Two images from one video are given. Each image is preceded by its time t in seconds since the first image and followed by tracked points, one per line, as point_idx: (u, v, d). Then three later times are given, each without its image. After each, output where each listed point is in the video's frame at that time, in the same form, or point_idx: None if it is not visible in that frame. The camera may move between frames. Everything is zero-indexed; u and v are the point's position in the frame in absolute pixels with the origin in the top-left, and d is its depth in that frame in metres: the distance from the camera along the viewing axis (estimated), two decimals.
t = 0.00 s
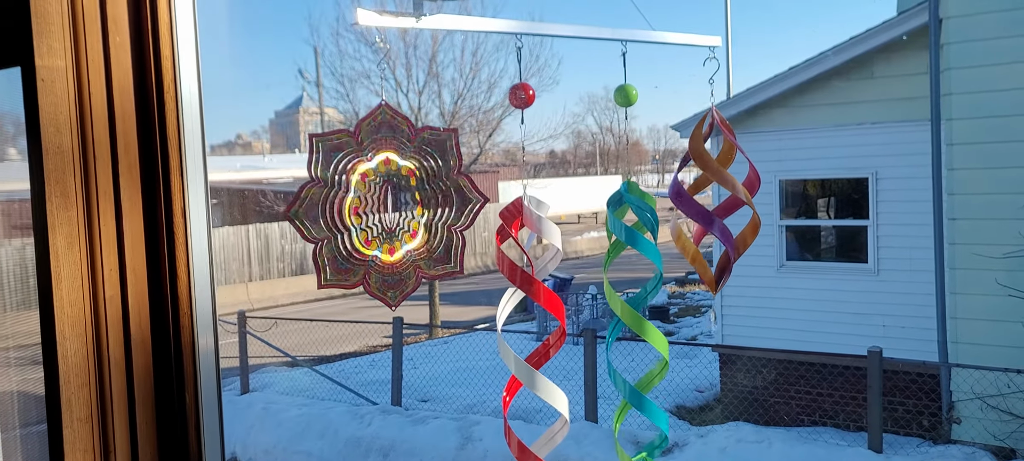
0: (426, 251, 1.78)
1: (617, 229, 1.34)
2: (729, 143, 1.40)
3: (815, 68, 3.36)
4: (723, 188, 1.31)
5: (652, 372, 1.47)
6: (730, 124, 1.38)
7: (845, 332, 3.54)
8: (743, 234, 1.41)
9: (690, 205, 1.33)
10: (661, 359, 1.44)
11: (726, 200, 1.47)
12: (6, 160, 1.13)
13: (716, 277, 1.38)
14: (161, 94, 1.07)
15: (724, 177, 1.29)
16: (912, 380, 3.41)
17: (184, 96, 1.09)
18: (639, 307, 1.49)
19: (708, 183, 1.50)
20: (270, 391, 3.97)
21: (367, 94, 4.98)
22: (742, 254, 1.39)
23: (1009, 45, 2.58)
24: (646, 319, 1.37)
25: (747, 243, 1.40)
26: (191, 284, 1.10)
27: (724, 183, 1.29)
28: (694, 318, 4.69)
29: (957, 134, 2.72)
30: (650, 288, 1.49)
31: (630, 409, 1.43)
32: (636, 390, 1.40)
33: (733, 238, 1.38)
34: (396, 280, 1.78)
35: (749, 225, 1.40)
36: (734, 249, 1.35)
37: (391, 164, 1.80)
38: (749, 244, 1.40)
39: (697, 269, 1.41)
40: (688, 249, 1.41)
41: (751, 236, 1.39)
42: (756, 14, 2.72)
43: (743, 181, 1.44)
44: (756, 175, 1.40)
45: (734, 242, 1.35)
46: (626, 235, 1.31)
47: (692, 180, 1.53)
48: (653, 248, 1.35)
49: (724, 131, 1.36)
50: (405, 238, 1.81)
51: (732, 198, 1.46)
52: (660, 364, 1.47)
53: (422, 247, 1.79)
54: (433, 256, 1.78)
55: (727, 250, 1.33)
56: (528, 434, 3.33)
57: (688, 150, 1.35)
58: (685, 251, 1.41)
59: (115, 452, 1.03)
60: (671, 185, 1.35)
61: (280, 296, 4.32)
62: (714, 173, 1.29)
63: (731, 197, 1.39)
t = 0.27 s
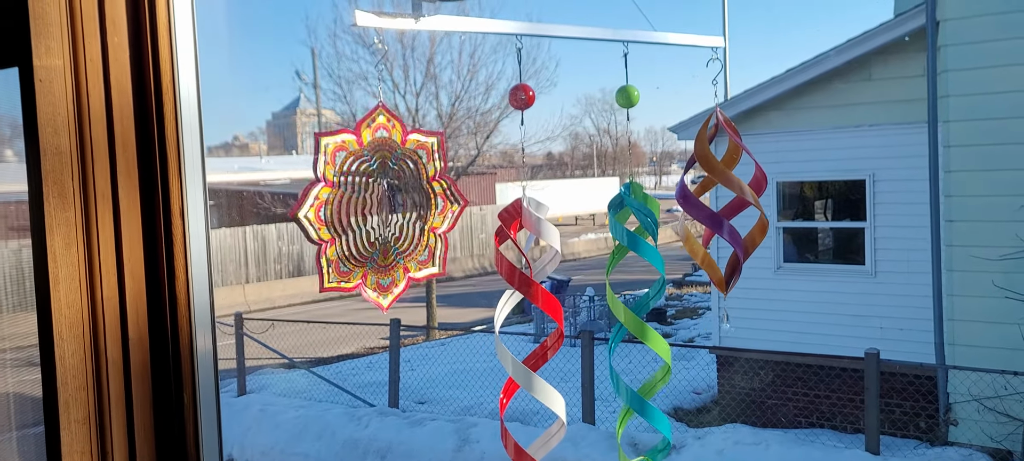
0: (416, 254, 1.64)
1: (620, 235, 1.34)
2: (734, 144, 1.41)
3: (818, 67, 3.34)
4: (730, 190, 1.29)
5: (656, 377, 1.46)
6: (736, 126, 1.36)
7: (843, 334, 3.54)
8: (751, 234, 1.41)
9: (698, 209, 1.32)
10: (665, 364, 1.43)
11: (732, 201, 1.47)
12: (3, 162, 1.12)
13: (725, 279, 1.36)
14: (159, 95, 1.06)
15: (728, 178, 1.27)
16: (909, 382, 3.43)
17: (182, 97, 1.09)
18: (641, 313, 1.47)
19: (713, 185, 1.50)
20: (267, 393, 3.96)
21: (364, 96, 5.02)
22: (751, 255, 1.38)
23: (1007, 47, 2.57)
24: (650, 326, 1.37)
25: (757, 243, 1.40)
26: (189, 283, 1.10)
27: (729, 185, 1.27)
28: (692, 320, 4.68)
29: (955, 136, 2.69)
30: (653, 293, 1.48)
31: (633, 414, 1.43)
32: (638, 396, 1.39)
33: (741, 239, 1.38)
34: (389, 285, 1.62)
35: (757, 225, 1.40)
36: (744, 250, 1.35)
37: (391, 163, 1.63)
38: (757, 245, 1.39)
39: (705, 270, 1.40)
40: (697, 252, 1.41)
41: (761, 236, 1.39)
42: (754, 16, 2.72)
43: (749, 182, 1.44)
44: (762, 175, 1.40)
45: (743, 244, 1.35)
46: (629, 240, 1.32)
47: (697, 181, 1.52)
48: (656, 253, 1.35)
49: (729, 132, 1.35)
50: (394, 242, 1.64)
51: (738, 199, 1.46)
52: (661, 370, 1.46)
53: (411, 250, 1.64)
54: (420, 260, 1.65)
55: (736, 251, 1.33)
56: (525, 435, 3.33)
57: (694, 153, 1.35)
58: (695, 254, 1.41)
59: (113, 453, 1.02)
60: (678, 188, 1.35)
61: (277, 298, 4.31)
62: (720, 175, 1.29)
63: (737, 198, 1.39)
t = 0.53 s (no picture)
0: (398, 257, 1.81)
1: (617, 238, 1.34)
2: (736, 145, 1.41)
3: (818, 67, 3.35)
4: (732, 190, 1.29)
5: (654, 381, 1.47)
6: (737, 126, 1.36)
7: (841, 334, 3.54)
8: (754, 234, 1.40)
9: (701, 210, 1.32)
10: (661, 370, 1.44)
11: (735, 202, 1.47)
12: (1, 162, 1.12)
13: (729, 280, 1.35)
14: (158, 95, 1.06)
15: (730, 178, 1.27)
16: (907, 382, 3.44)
17: (180, 96, 1.09)
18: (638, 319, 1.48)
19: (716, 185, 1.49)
20: (265, 393, 3.96)
21: (363, 97, 5.02)
22: (755, 257, 1.36)
23: (1004, 49, 2.54)
24: (645, 330, 1.37)
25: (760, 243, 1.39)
26: (187, 283, 1.09)
27: (732, 186, 1.26)
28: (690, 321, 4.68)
29: (953, 137, 2.67)
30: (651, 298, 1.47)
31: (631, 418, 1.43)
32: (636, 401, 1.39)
33: (744, 239, 1.36)
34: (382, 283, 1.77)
35: (760, 225, 1.38)
36: (747, 251, 1.35)
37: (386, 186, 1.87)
38: (761, 245, 1.39)
39: (709, 270, 1.39)
40: (700, 253, 1.40)
41: (764, 236, 1.39)
42: (752, 17, 2.72)
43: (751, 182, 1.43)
44: (764, 176, 1.39)
45: (747, 244, 1.35)
46: (626, 244, 1.32)
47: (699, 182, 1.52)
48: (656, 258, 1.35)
49: (729, 133, 1.35)
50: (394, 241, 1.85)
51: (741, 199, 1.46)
52: (659, 375, 1.48)
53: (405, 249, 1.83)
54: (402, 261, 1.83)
55: (740, 252, 1.33)
56: (524, 436, 3.33)
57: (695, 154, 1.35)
58: (698, 255, 1.40)
59: (112, 453, 1.02)
60: (680, 189, 1.34)
61: (275, 299, 4.31)
62: (721, 176, 1.28)
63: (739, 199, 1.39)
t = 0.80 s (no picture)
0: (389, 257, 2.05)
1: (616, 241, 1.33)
2: (732, 147, 1.42)
3: (819, 67, 3.33)
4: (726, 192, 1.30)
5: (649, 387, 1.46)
6: (733, 127, 1.37)
7: (839, 335, 3.54)
8: (747, 237, 1.41)
9: (694, 211, 1.32)
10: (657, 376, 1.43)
11: (730, 204, 1.47)
12: None
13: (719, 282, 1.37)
14: (157, 95, 1.06)
15: (726, 180, 1.27)
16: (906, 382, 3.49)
17: (179, 97, 1.09)
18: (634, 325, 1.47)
19: (711, 188, 1.49)
20: (264, 394, 3.96)
21: (361, 97, 5.00)
22: (746, 258, 1.39)
23: (1002, 51, 2.54)
24: (641, 335, 1.36)
25: (752, 246, 1.40)
26: (186, 283, 1.09)
27: (728, 188, 1.27)
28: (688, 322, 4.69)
29: (951, 138, 2.65)
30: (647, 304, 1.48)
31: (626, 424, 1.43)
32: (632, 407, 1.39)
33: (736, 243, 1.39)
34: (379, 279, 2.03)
35: (753, 227, 1.40)
36: (738, 253, 1.35)
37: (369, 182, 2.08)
38: (752, 248, 1.39)
39: (700, 272, 1.40)
40: (692, 254, 1.41)
41: (756, 239, 1.39)
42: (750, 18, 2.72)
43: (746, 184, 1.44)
44: (759, 178, 1.40)
45: (738, 247, 1.35)
46: (624, 248, 1.32)
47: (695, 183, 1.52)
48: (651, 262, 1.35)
49: (726, 134, 1.35)
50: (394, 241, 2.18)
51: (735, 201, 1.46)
52: (654, 381, 1.47)
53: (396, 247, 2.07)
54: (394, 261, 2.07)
55: (731, 254, 1.33)
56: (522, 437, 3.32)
57: (690, 155, 1.35)
58: (689, 256, 1.41)
59: (109, 453, 1.02)
60: (674, 189, 1.35)
61: (273, 299, 4.31)
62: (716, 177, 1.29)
63: (734, 201, 1.40)
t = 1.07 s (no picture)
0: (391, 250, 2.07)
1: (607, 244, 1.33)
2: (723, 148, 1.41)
3: (819, 67, 3.33)
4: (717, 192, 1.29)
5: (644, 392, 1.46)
6: (725, 128, 1.37)
7: (837, 335, 3.54)
8: (737, 237, 1.40)
9: (685, 210, 1.32)
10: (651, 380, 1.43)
11: (721, 205, 1.47)
12: None
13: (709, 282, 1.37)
14: (155, 95, 1.06)
15: (716, 180, 1.27)
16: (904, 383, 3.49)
17: (178, 97, 1.09)
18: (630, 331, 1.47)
19: (702, 189, 1.49)
20: (262, 394, 3.95)
21: (360, 97, 4.98)
22: (736, 258, 1.38)
23: (1001, 51, 2.54)
24: (637, 340, 1.35)
25: (741, 247, 1.40)
26: (184, 282, 1.09)
27: (718, 188, 1.27)
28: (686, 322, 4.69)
29: (949, 138, 2.65)
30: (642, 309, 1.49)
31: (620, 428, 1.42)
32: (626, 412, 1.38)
33: (726, 243, 1.38)
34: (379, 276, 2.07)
35: (743, 229, 1.40)
36: (728, 253, 1.35)
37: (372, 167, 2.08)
38: (741, 249, 1.39)
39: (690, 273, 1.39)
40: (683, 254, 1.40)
41: (745, 240, 1.39)
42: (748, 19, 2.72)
43: (738, 185, 1.44)
44: (750, 180, 1.40)
45: (728, 247, 1.35)
46: (618, 252, 1.30)
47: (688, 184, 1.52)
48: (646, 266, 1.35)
49: (717, 134, 1.35)
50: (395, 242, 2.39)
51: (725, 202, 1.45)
52: (649, 385, 1.47)
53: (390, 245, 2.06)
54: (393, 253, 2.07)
55: (721, 254, 1.33)
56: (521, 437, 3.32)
57: (682, 155, 1.35)
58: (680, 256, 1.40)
59: (107, 452, 1.02)
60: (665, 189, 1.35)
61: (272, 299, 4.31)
62: (707, 176, 1.29)
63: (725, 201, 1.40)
